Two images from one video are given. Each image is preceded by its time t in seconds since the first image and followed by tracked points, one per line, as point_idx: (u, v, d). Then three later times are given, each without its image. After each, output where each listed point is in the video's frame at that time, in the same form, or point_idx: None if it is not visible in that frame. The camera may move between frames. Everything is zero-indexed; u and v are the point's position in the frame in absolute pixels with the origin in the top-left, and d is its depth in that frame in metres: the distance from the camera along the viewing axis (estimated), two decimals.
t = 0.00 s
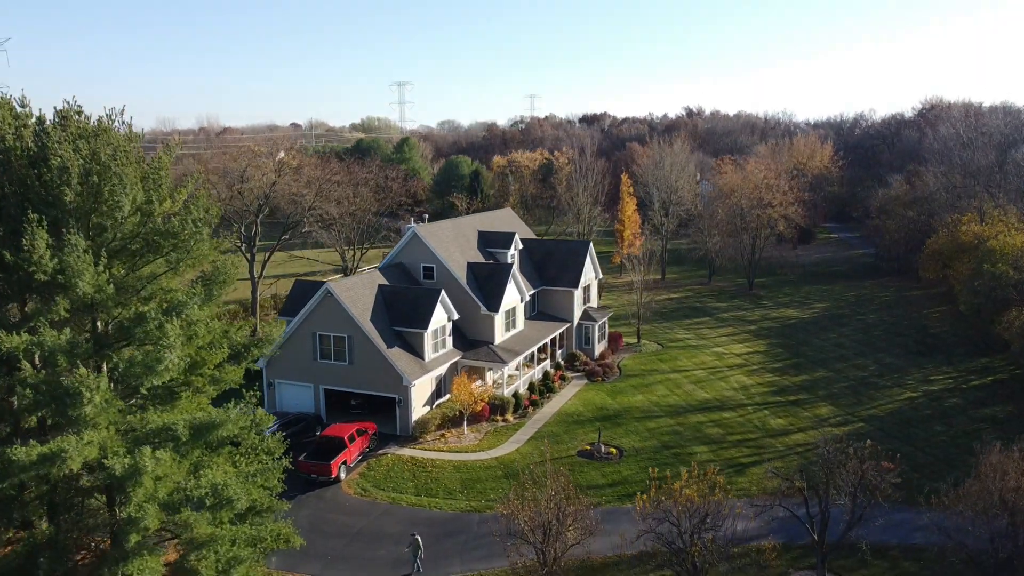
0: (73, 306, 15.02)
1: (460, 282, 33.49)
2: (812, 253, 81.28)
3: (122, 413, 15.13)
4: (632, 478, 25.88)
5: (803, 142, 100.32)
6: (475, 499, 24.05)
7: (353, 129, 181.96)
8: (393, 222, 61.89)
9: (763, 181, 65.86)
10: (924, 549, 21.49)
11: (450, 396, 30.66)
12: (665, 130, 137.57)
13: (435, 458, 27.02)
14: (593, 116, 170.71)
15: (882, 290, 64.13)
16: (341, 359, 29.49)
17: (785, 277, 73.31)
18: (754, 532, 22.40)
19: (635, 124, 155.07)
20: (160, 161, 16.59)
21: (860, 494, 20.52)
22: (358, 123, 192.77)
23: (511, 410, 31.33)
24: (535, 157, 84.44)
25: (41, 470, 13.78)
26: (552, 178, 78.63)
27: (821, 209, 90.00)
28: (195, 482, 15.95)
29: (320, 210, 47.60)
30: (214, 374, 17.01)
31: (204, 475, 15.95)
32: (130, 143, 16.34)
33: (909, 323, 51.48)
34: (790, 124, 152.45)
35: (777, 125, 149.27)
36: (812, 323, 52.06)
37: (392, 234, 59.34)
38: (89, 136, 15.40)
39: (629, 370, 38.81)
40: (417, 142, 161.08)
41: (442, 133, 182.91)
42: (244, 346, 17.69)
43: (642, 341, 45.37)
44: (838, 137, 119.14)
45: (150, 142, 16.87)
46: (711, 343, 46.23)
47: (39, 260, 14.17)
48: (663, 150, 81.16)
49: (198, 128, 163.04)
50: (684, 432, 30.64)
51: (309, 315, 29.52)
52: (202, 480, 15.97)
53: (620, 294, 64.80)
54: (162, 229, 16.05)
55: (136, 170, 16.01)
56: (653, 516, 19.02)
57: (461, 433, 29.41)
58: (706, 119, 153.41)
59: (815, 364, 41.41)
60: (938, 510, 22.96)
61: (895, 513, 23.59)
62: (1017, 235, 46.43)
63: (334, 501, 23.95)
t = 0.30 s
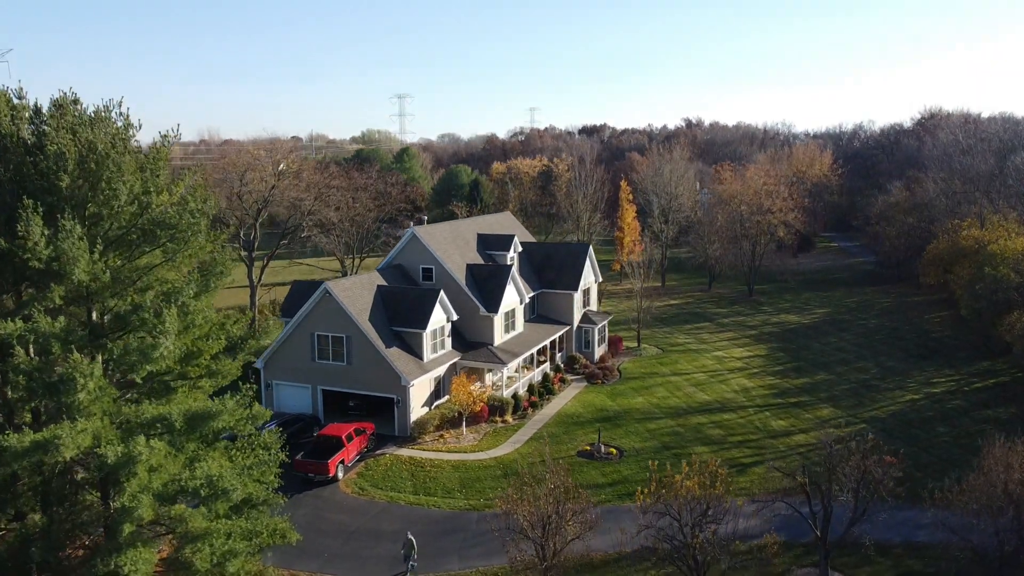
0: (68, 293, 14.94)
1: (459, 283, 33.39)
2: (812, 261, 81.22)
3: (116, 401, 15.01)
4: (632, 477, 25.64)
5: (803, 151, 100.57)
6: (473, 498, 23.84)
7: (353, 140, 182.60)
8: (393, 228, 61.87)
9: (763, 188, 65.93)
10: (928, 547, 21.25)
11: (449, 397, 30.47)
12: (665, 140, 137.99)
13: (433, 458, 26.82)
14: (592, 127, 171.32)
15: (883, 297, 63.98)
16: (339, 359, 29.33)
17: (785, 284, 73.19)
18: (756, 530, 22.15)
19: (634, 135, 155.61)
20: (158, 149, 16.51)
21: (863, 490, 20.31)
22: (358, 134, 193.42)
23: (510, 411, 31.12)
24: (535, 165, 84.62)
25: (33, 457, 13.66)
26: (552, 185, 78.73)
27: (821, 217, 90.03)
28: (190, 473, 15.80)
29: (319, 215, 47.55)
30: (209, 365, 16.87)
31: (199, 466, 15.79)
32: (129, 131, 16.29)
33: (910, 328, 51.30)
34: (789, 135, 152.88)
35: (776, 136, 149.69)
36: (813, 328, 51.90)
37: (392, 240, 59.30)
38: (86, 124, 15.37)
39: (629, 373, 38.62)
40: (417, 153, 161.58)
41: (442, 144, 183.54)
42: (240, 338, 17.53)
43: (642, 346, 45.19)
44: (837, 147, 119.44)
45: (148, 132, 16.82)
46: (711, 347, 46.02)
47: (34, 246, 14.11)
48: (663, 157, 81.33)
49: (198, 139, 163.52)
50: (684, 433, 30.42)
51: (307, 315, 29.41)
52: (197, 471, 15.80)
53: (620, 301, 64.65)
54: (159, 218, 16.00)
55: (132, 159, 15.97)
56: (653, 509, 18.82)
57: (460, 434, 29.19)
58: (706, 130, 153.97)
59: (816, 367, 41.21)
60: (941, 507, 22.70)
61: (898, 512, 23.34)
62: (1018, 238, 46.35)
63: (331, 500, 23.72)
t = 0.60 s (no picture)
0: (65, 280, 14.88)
1: (458, 284, 33.32)
2: (812, 269, 81.18)
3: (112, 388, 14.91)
4: (633, 475, 25.46)
5: (802, 160, 100.83)
6: (472, 496, 23.67)
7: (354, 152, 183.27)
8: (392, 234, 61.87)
9: (763, 194, 66.00)
10: (931, 543, 21.04)
11: (448, 397, 30.33)
12: (664, 150, 138.37)
13: (432, 457, 26.66)
14: (592, 139, 171.89)
15: (883, 303, 63.85)
16: (338, 359, 29.21)
17: (785, 292, 73.10)
18: (758, 527, 21.93)
19: (634, 146, 156.09)
20: (158, 137, 16.35)
21: (866, 484, 20.15)
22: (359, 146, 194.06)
23: (510, 411, 30.96)
24: (535, 173, 84.79)
25: (27, 443, 13.54)
26: (552, 193, 78.80)
27: (821, 225, 90.09)
28: (187, 462, 15.65)
29: (319, 218, 47.60)
30: (207, 355, 16.75)
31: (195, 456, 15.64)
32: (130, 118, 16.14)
33: (911, 333, 51.15)
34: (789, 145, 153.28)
35: (775, 146, 150.12)
36: (814, 333, 51.76)
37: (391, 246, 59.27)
38: (85, 110, 15.26)
39: (630, 376, 38.46)
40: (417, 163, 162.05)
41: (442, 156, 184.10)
42: (238, 329, 17.37)
43: (642, 349, 45.04)
44: (837, 157, 119.77)
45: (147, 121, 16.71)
46: (712, 351, 45.91)
47: (30, 231, 14.04)
48: (663, 165, 81.49)
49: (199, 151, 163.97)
50: (685, 433, 30.24)
51: (307, 315, 29.32)
52: (193, 460, 15.65)
53: (620, 307, 64.54)
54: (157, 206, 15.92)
55: (131, 148, 15.90)
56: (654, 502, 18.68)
57: (459, 434, 29.02)
58: (705, 141, 154.48)
59: (817, 370, 41.03)
60: (945, 504, 22.49)
61: (901, 509, 23.13)
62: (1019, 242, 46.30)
63: (329, 497, 23.54)
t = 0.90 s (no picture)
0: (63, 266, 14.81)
1: (458, 285, 33.28)
2: (812, 277, 81.18)
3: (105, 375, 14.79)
4: (633, 474, 25.31)
5: (802, 169, 101.06)
6: (472, 493, 23.53)
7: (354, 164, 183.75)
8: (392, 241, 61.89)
9: (763, 200, 66.08)
10: (934, 539, 20.90)
11: (448, 397, 30.22)
12: (664, 161, 138.76)
13: (432, 455, 26.53)
14: (592, 150, 172.43)
15: (884, 309, 63.73)
16: (337, 359, 29.12)
17: (785, 299, 73.04)
18: (759, 523, 21.75)
19: (634, 156, 156.59)
20: (156, 126, 16.27)
21: (868, 478, 20.03)
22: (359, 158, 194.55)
23: (510, 412, 30.83)
24: (535, 181, 84.91)
25: (22, 429, 13.42)
26: (552, 201, 78.90)
27: (820, 234, 90.15)
28: (183, 452, 15.52)
29: (318, 222, 47.64)
30: (204, 346, 16.63)
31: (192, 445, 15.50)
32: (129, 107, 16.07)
33: (912, 338, 51.04)
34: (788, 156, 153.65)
35: (775, 157, 150.52)
36: (814, 338, 51.64)
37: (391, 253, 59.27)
38: (84, 98, 15.21)
39: (630, 378, 38.35)
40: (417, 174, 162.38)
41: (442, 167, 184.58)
42: (236, 320, 17.25)
43: (643, 353, 44.93)
44: (836, 167, 120.08)
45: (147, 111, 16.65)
46: (712, 355, 45.79)
47: (29, 216, 13.98)
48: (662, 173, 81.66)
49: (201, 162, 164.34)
50: (686, 434, 30.10)
51: (306, 314, 29.26)
52: (190, 450, 15.52)
53: (620, 314, 64.48)
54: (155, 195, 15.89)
55: (130, 137, 15.85)
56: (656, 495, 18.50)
57: (458, 433, 28.88)
58: (705, 152, 154.96)
59: (818, 374, 40.90)
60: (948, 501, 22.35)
61: (904, 506, 23.00)
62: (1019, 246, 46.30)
63: (327, 494, 23.39)
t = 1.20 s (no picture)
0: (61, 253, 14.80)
1: (458, 285, 33.27)
2: (813, 285, 81.16)
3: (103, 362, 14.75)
4: (634, 472, 25.16)
5: (801, 178, 101.31)
6: (471, 490, 23.39)
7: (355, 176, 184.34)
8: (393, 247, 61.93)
9: (762, 207, 66.20)
10: (937, 535, 20.76)
11: (447, 397, 30.11)
12: (664, 172, 139.14)
13: (431, 454, 26.41)
14: (592, 162, 173.02)
15: (885, 316, 63.63)
16: (336, 359, 29.04)
17: (786, 306, 72.98)
18: (761, 519, 21.59)
19: (634, 168, 157.05)
20: (156, 115, 16.24)
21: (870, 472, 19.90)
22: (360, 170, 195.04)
23: (510, 412, 30.70)
24: (535, 190, 85.11)
25: (17, 414, 13.32)
26: (552, 209, 79.03)
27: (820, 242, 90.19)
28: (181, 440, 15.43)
29: (318, 227, 47.68)
30: (202, 334, 16.57)
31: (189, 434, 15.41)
32: (128, 98, 16.03)
33: (913, 343, 50.93)
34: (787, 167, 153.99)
35: (774, 168, 150.90)
36: (815, 343, 51.53)
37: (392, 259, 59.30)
38: (84, 86, 15.25)
39: (630, 381, 38.24)
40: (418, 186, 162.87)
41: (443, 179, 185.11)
42: (235, 309, 17.20)
43: (643, 357, 44.80)
44: (836, 177, 120.36)
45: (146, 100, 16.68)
46: (713, 359, 45.66)
47: (28, 202, 13.98)
48: (662, 181, 81.87)
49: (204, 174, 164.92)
50: (687, 434, 29.96)
51: (305, 314, 29.22)
52: (188, 438, 15.43)
53: (620, 321, 64.40)
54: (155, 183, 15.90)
55: (130, 125, 15.88)
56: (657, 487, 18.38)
57: (458, 433, 28.77)
58: (705, 163, 155.42)
59: (820, 377, 40.75)
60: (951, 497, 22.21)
61: (907, 503, 22.86)
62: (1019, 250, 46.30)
63: (326, 492, 23.25)
